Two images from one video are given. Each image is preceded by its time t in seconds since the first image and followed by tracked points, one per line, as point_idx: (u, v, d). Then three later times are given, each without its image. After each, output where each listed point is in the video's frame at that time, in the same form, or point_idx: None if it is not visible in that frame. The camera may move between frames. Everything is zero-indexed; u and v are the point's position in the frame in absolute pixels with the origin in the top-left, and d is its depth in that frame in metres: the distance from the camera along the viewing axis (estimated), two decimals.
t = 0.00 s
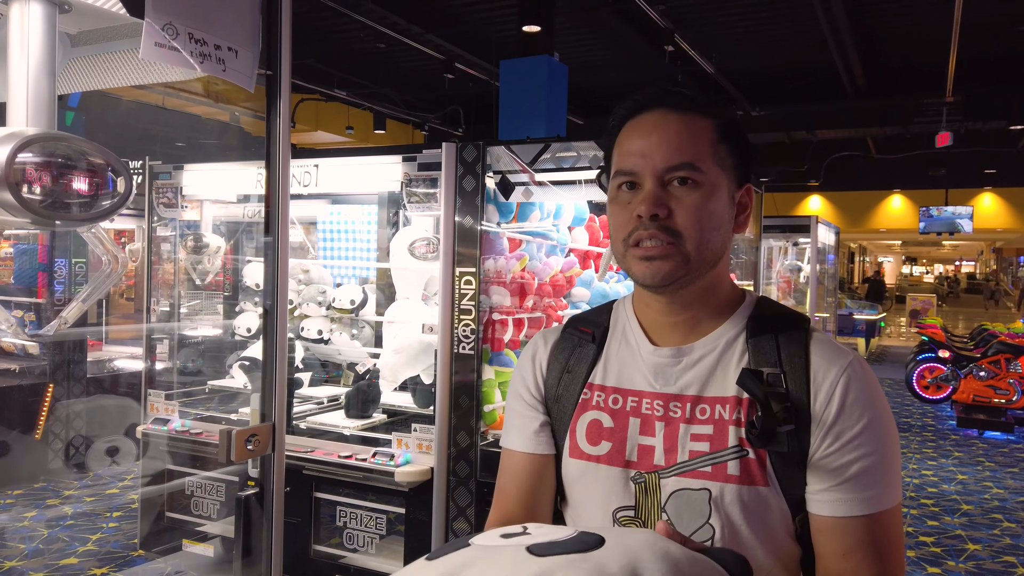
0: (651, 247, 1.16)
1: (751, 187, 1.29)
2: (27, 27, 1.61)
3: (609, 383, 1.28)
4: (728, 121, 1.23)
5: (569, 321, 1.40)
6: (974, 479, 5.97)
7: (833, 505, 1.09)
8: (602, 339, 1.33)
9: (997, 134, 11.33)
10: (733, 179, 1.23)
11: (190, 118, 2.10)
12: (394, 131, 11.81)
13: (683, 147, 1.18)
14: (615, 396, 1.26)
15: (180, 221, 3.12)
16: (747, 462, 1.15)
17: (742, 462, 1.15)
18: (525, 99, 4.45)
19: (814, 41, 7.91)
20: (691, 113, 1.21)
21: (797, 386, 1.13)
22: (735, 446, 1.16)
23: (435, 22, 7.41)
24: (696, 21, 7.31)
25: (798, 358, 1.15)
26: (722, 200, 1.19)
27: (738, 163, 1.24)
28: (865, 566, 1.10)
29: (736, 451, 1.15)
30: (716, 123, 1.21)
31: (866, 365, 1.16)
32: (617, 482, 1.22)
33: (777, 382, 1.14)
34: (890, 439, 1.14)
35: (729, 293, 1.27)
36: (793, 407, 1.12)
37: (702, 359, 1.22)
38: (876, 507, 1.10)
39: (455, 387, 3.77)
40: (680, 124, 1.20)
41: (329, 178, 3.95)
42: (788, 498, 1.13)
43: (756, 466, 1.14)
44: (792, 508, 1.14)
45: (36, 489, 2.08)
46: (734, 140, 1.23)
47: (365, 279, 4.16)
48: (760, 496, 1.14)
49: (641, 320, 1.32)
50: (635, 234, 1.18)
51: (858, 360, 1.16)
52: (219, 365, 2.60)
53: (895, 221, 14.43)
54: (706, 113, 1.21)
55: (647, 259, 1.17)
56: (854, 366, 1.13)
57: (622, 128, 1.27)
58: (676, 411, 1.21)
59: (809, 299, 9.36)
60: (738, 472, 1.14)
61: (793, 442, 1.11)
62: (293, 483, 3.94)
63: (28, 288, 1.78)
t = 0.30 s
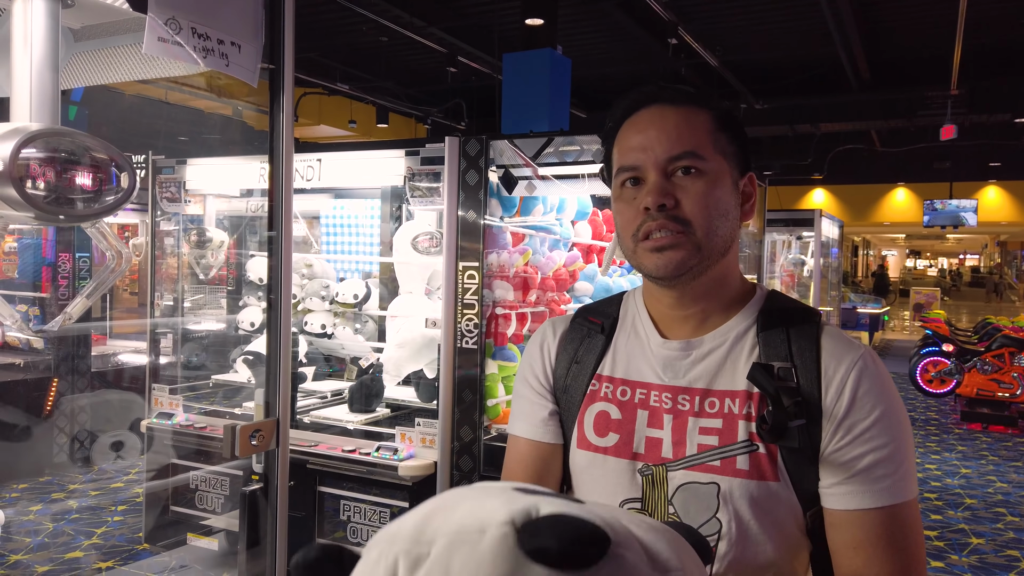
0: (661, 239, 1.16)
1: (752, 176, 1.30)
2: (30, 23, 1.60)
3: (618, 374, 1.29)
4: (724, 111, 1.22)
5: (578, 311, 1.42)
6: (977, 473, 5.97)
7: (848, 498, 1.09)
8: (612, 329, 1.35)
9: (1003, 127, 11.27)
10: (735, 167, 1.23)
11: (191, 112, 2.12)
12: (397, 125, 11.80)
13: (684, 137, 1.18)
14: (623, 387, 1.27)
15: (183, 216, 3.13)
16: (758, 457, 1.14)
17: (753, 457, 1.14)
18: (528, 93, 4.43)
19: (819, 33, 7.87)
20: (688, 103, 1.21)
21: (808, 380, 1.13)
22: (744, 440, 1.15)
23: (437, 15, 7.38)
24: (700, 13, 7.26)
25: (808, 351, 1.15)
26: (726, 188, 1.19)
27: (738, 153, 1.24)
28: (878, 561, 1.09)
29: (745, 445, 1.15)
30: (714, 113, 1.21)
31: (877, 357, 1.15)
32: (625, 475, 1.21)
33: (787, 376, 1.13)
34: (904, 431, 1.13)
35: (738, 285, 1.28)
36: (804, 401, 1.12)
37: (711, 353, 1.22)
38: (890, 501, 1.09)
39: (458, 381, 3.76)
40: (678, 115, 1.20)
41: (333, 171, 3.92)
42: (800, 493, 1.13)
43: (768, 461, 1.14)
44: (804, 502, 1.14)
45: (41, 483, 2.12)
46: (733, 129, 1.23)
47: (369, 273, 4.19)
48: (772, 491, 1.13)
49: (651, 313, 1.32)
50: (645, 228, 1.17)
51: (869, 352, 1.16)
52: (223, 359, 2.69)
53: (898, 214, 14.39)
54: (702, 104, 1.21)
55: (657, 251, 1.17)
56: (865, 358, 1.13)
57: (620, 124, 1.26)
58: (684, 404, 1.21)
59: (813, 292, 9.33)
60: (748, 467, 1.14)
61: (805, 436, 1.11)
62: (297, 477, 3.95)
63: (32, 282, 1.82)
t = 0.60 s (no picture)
0: (649, 251, 1.16)
1: (756, 182, 1.28)
2: (30, 27, 1.60)
3: (620, 378, 1.30)
4: (722, 119, 1.21)
5: (581, 315, 1.43)
6: (977, 473, 5.98)
7: (843, 500, 1.07)
8: (614, 335, 1.36)
9: (1003, 127, 11.27)
10: (733, 177, 1.22)
11: (190, 114, 2.11)
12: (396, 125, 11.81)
13: (676, 150, 1.17)
14: (625, 392, 1.28)
15: (183, 216, 3.13)
16: (755, 463, 1.14)
17: (749, 463, 1.14)
18: (527, 93, 4.44)
19: (819, 33, 7.86)
20: (684, 115, 1.20)
21: (802, 387, 1.12)
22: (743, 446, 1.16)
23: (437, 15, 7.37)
24: (699, 13, 7.26)
25: (803, 358, 1.14)
26: (721, 199, 1.17)
27: (737, 160, 1.23)
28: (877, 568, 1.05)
29: (744, 452, 1.09)
30: (712, 122, 1.20)
31: (874, 363, 1.14)
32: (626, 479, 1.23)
33: (781, 385, 1.13)
34: (904, 436, 1.11)
35: (739, 292, 1.27)
36: (796, 409, 1.11)
37: (711, 360, 1.23)
38: (889, 505, 1.06)
39: (458, 382, 3.77)
40: (673, 127, 1.19)
41: (333, 172, 3.92)
42: (796, 499, 1.12)
43: (764, 466, 1.15)
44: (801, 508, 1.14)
45: (40, 484, 2.13)
46: (733, 137, 1.22)
47: (369, 274, 4.19)
48: (768, 495, 1.14)
49: (653, 320, 1.33)
50: (635, 239, 1.17)
51: (867, 358, 1.14)
52: (224, 359, 2.69)
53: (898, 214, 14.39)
54: (700, 113, 1.20)
55: (646, 263, 1.17)
56: (861, 364, 1.12)
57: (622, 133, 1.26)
58: (684, 409, 1.22)
59: (813, 292, 9.33)
60: (745, 472, 1.14)
61: (799, 440, 1.11)
62: (297, 478, 3.95)
63: (33, 283, 1.81)
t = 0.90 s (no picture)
0: (636, 254, 1.19)
1: (763, 185, 1.26)
2: (32, 28, 1.59)
3: (624, 374, 1.31)
4: (725, 122, 1.20)
5: (589, 309, 1.44)
6: (976, 473, 5.98)
7: (846, 506, 1.06)
8: (619, 329, 1.36)
9: (1003, 127, 11.27)
10: (733, 182, 1.21)
11: (189, 112, 2.12)
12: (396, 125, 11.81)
13: (668, 153, 1.18)
14: (630, 387, 1.29)
15: (183, 216, 3.12)
16: (755, 463, 1.14)
17: (750, 463, 1.15)
18: (528, 93, 4.43)
19: (819, 33, 7.85)
20: (683, 116, 1.20)
21: (806, 390, 1.12)
22: (743, 447, 1.16)
23: (438, 15, 7.36)
24: (699, 13, 7.27)
25: (809, 362, 1.13)
26: (713, 204, 1.17)
27: (740, 166, 1.22)
28: None
29: (744, 452, 1.15)
30: (716, 125, 1.19)
31: (879, 367, 1.13)
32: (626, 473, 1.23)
33: (785, 386, 1.13)
34: (908, 443, 1.10)
35: (744, 291, 1.27)
36: (800, 412, 1.11)
37: (715, 360, 1.23)
38: (892, 512, 1.05)
39: (458, 381, 3.76)
40: (670, 128, 1.19)
41: (333, 172, 3.91)
42: (797, 500, 1.12)
43: (765, 468, 1.14)
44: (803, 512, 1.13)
45: (40, 483, 2.12)
46: (735, 140, 1.21)
47: (369, 274, 4.20)
48: (768, 497, 1.14)
49: (661, 316, 1.34)
50: (627, 241, 1.20)
51: (873, 363, 1.13)
52: (224, 359, 2.77)
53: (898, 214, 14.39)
54: (701, 114, 1.20)
55: (634, 265, 1.20)
56: (866, 368, 1.12)
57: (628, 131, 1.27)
58: (685, 407, 1.22)
59: (813, 292, 9.34)
60: (745, 473, 1.14)
61: (802, 443, 1.10)
62: (297, 478, 3.95)
63: (33, 283, 1.81)
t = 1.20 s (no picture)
0: (642, 256, 1.19)
1: (759, 171, 1.24)
2: (34, 27, 1.60)
3: (634, 373, 1.31)
4: (713, 119, 1.19)
5: (603, 309, 1.44)
6: (977, 473, 5.97)
7: (834, 508, 1.06)
8: (632, 329, 1.36)
9: (1003, 127, 11.26)
10: (727, 171, 1.19)
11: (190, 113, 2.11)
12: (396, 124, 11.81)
13: (658, 158, 1.18)
14: (639, 387, 1.29)
15: (183, 215, 3.12)
16: (757, 465, 1.15)
17: (753, 465, 1.15)
18: (528, 93, 4.43)
19: (820, 33, 7.84)
20: (669, 121, 1.20)
21: (811, 391, 1.11)
22: (747, 448, 1.16)
23: (438, 15, 7.35)
24: (700, 13, 7.27)
25: (817, 364, 1.13)
26: (712, 201, 1.16)
27: (731, 156, 1.20)
28: None
29: (747, 453, 1.15)
30: (701, 121, 1.19)
31: (893, 376, 1.13)
32: (634, 473, 1.24)
33: (790, 387, 1.12)
34: (911, 452, 1.10)
35: (754, 288, 1.27)
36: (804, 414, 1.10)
37: (722, 361, 1.23)
38: (881, 520, 1.04)
39: (459, 381, 3.75)
40: (654, 135, 1.20)
41: (333, 172, 3.91)
42: (796, 501, 1.12)
43: (770, 470, 1.14)
44: (802, 517, 1.13)
45: (41, 483, 2.13)
46: (726, 135, 1.19)
47: (369, 274, 4.21)
48: (773, 499, 1.13)
49: (672, 316, 1.34)
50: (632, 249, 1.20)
51: (885, 368, 1.13)
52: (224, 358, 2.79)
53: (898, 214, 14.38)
54: (685, 114, 1.20)
55: (641, 267, 1.20)
56: (875, 373, 1.11)
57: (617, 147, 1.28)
58: (692, 407, 1.22)
59: (813, 292, 9.34)
60: (748, 475, 1.15)
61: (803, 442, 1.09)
62: (298, 478, 3.95)
63: (34, 282, 1.84)
